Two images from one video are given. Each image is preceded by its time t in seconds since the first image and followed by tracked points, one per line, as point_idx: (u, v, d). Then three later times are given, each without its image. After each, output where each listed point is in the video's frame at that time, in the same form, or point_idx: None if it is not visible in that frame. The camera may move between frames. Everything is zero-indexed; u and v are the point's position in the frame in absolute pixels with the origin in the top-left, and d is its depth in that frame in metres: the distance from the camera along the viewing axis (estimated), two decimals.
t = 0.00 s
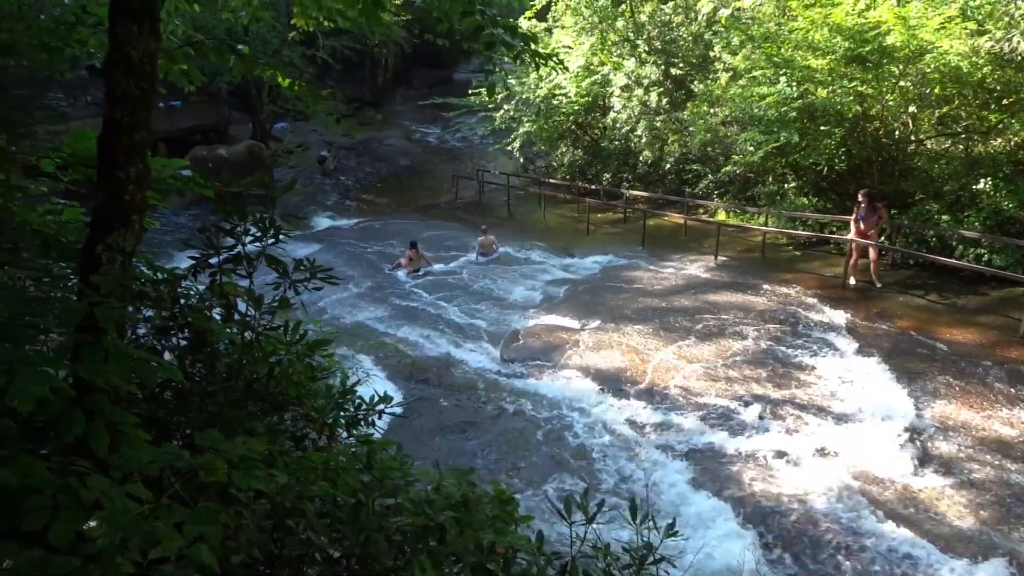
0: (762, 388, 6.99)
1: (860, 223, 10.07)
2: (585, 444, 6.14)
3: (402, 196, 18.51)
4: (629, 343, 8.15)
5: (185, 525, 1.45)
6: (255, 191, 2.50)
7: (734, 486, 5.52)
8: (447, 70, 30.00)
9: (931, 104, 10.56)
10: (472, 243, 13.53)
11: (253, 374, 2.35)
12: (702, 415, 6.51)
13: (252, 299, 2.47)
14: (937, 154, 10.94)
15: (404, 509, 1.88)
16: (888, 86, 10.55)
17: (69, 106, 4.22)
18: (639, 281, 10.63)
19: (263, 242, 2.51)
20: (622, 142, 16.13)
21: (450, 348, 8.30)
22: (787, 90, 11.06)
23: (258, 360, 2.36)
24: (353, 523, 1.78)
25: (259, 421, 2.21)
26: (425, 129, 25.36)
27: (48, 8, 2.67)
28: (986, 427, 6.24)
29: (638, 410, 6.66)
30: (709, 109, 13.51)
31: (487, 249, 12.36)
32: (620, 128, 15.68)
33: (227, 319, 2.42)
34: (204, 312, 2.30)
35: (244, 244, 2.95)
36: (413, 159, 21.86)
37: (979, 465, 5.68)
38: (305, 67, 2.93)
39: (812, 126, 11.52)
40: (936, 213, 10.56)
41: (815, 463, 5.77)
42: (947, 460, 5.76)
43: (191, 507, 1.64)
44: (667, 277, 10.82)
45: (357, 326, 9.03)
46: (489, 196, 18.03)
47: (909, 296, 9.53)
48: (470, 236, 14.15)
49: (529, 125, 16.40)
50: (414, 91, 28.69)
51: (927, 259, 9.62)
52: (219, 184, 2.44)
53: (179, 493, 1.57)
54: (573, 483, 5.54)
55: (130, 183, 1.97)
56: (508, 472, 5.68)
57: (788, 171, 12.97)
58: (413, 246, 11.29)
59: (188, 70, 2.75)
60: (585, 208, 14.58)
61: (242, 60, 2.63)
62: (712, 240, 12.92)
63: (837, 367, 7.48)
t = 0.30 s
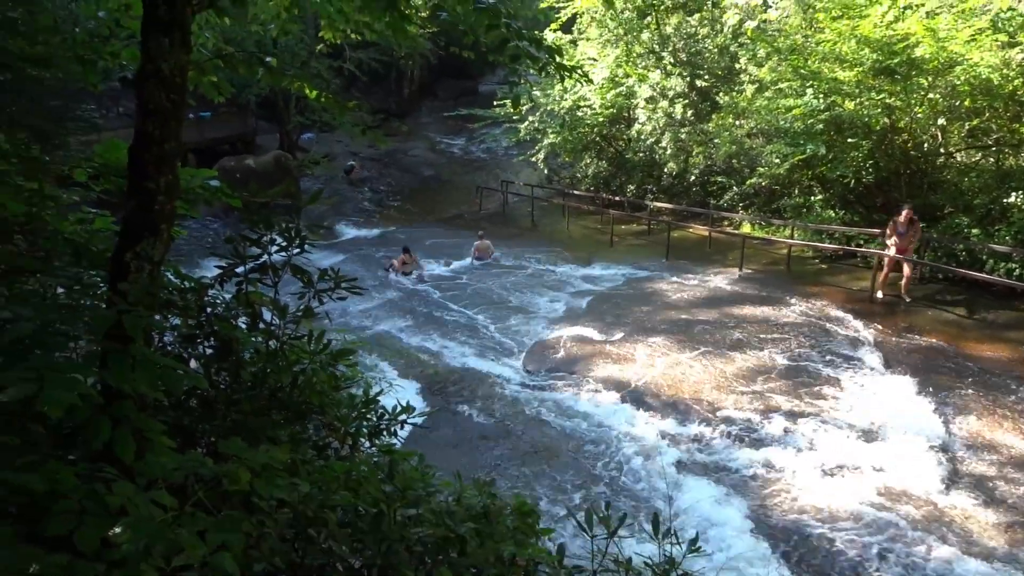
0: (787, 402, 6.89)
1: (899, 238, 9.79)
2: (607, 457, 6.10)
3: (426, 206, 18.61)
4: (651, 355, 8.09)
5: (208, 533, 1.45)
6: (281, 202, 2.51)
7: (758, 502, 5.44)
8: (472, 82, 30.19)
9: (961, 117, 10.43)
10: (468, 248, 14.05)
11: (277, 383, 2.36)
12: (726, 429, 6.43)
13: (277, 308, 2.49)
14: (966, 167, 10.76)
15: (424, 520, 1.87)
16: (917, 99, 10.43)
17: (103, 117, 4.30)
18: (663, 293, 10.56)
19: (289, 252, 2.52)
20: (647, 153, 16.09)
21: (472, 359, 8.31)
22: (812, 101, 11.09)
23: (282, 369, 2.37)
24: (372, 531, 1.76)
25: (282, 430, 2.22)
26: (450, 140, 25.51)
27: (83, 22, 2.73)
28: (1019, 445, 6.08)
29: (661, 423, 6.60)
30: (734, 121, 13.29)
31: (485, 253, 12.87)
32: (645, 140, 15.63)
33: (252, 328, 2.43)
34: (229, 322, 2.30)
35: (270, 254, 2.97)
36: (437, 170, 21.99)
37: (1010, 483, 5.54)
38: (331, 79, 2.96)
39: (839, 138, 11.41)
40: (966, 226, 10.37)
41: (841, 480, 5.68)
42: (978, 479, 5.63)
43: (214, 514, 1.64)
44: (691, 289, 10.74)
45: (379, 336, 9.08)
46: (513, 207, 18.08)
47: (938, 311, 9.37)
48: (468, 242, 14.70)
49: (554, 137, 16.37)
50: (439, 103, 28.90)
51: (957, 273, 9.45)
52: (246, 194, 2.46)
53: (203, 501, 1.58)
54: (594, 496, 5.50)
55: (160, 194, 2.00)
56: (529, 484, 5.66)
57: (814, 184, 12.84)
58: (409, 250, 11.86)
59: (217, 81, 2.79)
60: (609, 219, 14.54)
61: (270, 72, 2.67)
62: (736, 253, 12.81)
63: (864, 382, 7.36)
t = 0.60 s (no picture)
0: (806, 416, 6.80)
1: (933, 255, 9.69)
2: (625, 470, 6.05)
3: (444, 217, 18.69)
4: (669, 367, 8.04)
5: (225, 541, 1.44)
6: (301, 212, 2.52)
7: (777, 516, 5.38)
8: (491, 93, 30.33)
9: (985, 128, 10.30)
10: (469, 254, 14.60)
11: (296, 393, 2.37)
12: (745, 442, 6.36)
13: (296, 318, 2.49)
14: (990, 179, 10.63)
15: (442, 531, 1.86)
16: (940, 110, 10.32)
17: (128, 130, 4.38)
18: (681, 305, 10.51)
19: (307, 262, 2.53)
20: (666, 164, 16.05)
21: (490, 370, 8.30)
22: (833, 114, 10.93)
23: (301, 378, 2.38)
24: (390, 544, 1.75)
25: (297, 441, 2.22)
26: (469, 152, 25.62)
27: (109, 35, 2.79)
28: None
29: (679, 436, 6.54)
30: (754, 133, 13.23)
31: (478, 259, 13.33)
32: (664, 151, 15.60)
33: (271, 338, 2.43)
34: (248, 330, 2.31)
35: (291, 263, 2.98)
36: (456, 181, 22.09)
37: None
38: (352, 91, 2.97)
39: (860, 150, 11.32)
40: (989, 239, 10.23)
41: (862, 495, 5.59)
42: (1003, 496, 5.51)
43: (232, 523, 1.64)
44: (710, 301, 10.67)
45: (397, 346, 9.11)
46: (531, 218, 18.10)
47: (961, 324, 9.23)
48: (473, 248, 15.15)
49: (572, 148, 16.34)
50: (458, 113, 29.08)
51: (980, 286, 9.31)
52: (267, 206, 2.49)
53: (219, 510, 1.57)
54: (612, 509, 5.46)
55: (182, 205, 2.02)
56: (547, 497, 5.62)
57: (835, 195, 12.75)
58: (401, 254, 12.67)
59: (239, 93, 2.82)
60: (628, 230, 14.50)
61: (291, 85, 2.70)
62: (756, 265, 12.73)
63: (886, 395, 7.25)
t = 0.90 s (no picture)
0: (824, 427, 6.72)
1: (970, 270, 9.34)
2: (641, 481, 6.02)
3: (460, 226, 18.74)
4: (684, 377, 7.99)
5: (241, 548, 1.44)
6: (318, 220, 2.53)
7: (794, 527, 5.34)
8: (507, 102, 30.43)
9: (1007, 138, 10.18)
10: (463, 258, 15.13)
11: (312, 400, 2.38)
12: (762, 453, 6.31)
13: (312, 326, 2.49)
14: (1012, 189, 10.49)
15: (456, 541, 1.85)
16: (960, 120, 10.23)
17: (148, 141, 4.43)
18: (697, 315, 10.45)
19: (324, 270, 2.54)
20: (682, 173, 16.00)
21: (505, 379, 8.30)
22: (852, 123, 10.89)
23: (317, 386, 2.38)
24: (404, 553, 1.74)
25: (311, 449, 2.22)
26: (486, 161, 25.70)
27: (131, 45, 2.82)
28: None
29: (695, 446, 6.51)
30: (772, 143, 13.12)
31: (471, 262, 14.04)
32: (680, 161, 15.56)
33: (288, 346, 2.44)
34: (265, 338, 2.32)
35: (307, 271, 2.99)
36: (472, 189, 22.16)
37: None
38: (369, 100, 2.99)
39: (879, 160, 11.23)
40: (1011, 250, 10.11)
41: (880, 506, 5.55)
42: None
43: (247, 530, 1.64)
44: (727, 311, 10.61)
45: (412, 354, 9.13)
46: (547, 227, 18.11)
47: (982, 336, 9.10)
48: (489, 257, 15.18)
49: (588, 157, 16.27)
50: (475, 122, 29.21)
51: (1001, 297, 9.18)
52: (285, 214, 2.50)
53: (235, 517, 1.57)
54: (627, 520, 5.44)
55: (200, 213, 2.04)
56: (563, 507, 5.61)
57: (854, 205, 12.64)
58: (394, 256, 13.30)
59: (258, 103, 2.84)
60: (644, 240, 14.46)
61: (309, 94, 2.71)
62: (773, 275, 12.64)
63: (906, 408, 7.16)
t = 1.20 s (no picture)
0: (839, 438, 6.66)
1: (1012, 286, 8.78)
2: (656, 491, 5.98)
3: (474, 234, 18.78)
4: (699, 387, 7.95)
5: (254, 556, 1.44)
6: (332, 228, 2.54)
7: (812, 539, 5.28)
8: (522, 111, 30.53)
9: None
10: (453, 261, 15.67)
11: (326, 408, 2.38)
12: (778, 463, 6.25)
13: (327, 333, 2.50)
14: None
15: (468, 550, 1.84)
16: (978, 128, 10.17)
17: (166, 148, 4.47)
18: (712, 324, 10.40)
19: (339, 278, 2.54)
20: (697, 182, 15.96)
21: (519, 387, 8.29)
22: (868, 131, 10.79)
23: (331, 394, 2.39)
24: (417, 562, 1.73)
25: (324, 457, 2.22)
26: (500, 169, 25.76)
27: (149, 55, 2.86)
28: None
29: (711, 456, 6.46)
30: (786, 151, 13.13)
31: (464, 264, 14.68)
32: (695, 169, 15.53)
33: (302, 353, 2.44)
34: (280, 346, 2.32)
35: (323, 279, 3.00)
36: (486, 198, 22.21)
37: None
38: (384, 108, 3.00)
39: (896, 168, 11.14)
40: None
41: (901, 518, 5.46)
42: None
43: (260, 538, 1.63)
44: (742, 320, 10.54)
45: (426, 362, 9.15)
46: (561, 235, 18.10)
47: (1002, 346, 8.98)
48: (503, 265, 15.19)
49: (603, 165, 16.28)
50: (489, 131, 29.30)
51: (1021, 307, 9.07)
52: (301, 222, 2.51)
53: (249, 524, 1.57)
54: (641, 531, 5.40)
55: (217, 221, 2.05)
56: (576, 517, 5.58)
57: (870, 214, 12.55)
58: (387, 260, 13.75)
59: (274, 112, 2.86)
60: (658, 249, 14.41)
61: (325, 103, 2.73)
62: (788, 284, 12.56)
63: (923, 419, 7.07)
